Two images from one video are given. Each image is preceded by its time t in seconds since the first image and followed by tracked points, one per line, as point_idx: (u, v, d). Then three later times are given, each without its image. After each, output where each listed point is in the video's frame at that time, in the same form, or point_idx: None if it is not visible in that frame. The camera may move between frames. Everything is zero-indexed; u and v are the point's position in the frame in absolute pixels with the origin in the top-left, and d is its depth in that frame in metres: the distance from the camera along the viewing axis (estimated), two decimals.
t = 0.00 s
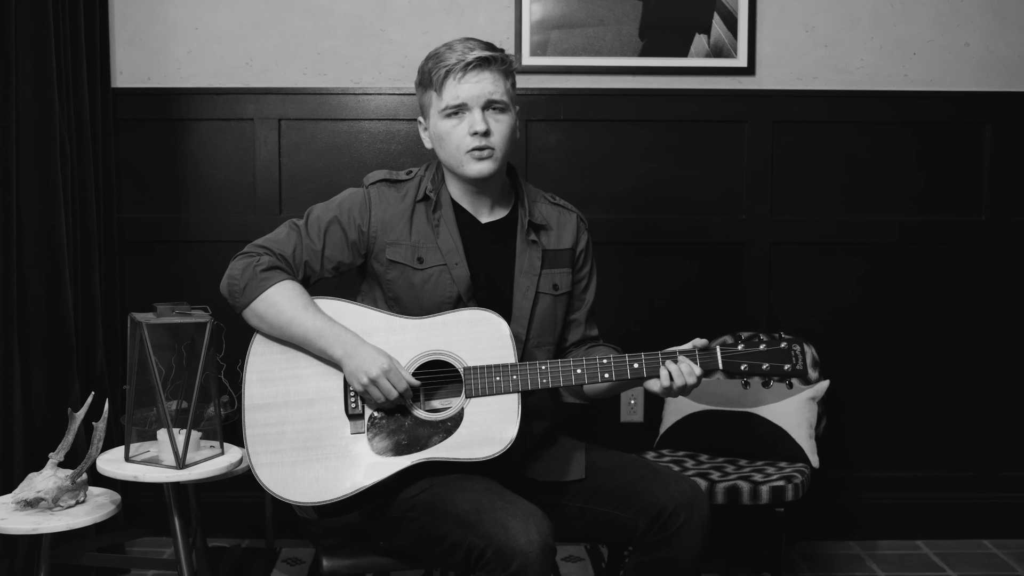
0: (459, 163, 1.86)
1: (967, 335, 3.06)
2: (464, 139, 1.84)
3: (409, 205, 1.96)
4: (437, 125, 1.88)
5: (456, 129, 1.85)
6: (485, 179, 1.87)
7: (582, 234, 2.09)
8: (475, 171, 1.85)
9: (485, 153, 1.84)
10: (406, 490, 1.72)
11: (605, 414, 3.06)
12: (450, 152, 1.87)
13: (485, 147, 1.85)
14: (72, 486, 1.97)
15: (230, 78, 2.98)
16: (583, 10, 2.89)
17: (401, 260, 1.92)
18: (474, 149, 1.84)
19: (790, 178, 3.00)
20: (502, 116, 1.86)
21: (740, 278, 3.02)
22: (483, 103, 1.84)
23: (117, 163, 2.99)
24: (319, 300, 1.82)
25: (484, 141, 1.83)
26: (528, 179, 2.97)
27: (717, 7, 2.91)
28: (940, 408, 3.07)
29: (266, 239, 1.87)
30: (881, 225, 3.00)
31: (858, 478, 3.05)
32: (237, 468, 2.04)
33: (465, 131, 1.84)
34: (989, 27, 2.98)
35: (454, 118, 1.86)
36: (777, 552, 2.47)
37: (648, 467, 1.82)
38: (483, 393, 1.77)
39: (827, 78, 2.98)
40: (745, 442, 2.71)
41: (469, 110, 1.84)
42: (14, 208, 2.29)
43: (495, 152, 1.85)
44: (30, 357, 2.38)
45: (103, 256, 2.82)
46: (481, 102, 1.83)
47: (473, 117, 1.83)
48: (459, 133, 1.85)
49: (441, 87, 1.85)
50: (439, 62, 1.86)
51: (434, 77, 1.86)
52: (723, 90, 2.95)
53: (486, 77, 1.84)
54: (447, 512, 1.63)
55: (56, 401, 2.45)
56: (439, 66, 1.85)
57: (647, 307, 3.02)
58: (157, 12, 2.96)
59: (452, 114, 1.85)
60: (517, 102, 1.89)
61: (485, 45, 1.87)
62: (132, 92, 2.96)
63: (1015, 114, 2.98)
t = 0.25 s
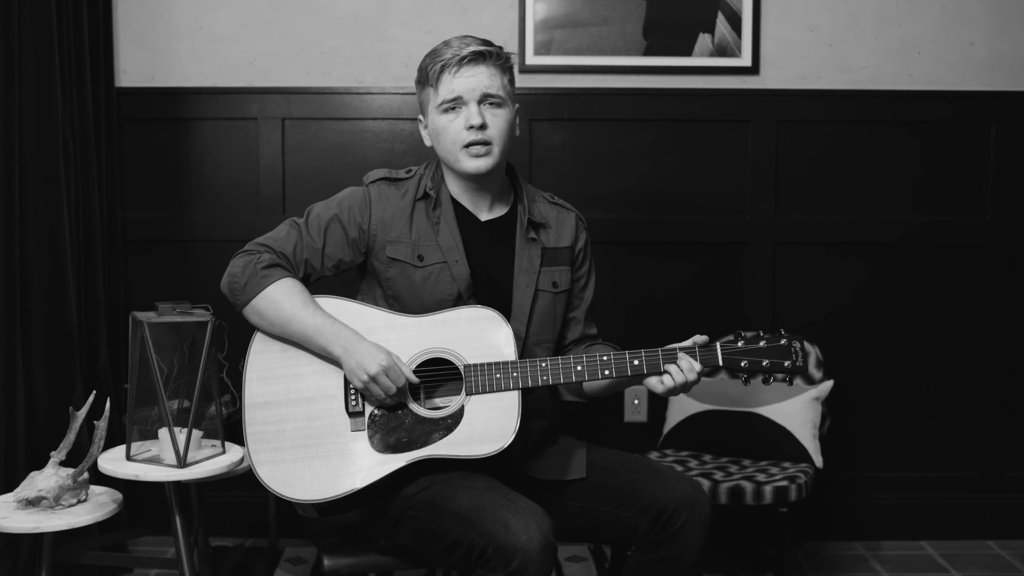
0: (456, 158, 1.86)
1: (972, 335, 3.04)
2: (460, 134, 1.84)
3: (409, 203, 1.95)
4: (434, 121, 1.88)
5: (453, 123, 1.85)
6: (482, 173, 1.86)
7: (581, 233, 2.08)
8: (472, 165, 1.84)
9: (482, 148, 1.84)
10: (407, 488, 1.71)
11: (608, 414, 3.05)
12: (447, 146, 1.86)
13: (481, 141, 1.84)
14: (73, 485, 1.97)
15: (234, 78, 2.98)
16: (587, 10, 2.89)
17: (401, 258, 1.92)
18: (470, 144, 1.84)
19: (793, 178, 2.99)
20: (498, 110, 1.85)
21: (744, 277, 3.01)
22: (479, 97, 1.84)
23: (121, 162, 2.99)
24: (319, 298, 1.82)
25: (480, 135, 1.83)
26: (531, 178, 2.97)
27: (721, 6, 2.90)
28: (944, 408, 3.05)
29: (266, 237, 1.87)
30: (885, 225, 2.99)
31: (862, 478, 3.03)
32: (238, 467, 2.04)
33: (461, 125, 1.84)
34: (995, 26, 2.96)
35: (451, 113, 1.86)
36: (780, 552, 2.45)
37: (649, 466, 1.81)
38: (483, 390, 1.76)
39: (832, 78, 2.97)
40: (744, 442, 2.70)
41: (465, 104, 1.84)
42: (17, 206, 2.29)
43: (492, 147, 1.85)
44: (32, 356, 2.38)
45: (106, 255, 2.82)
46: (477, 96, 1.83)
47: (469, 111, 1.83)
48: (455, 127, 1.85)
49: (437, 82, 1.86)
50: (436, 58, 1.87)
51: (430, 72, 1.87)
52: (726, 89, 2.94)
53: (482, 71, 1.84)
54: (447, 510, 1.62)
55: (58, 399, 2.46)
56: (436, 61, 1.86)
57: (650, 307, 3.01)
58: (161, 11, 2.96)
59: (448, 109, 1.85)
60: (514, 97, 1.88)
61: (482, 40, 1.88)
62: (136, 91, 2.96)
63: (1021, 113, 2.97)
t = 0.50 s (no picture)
0: (452, 154, 1.86)
1: (973, 335, 3.03)
2: (455, 129, 1.84)
3: (406, 199, 1.95)
4: (430, 116, 1.89)
5: (449, 119, 1.85)
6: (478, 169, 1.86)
7: (576, 231, 2.09)
8: (467, 160, 1.84)
9: (477, 143, 1.84)
10: (404, 484, 1.71)
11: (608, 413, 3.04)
12: (443, 142, 1.87)
13: (477, 136, 1.84)
14: (71, 483, 1.97)
15: (234, 77, 2.98)
16: (587, 9, 2.88)
17: (398, 254, 1.91)
18: (465, 139, 1.84)
19: (794, 177, 2.98)
20: (494, 106, 1.85)
21: (744, 277, 3.00)
22: (475, 92, 1.84)
23: (121, 161, 2.99)
24: (317, 295, 1.82)
25: (475, 130, 1.83)
26: (532, 178, 2.96)
27: (722, 5, 2.89)
28: (945, 408, 3.04)
29: (264, 234, 1.87)
30: (886, 224, 2.98)
31: (863, 478, 3.02)
32: (236, 466, 2.03)
33: (457, 120, 1.84)
34: (997, 25, 2.95)
35: (447, 109, 1.86)
36: (780, 552, 2.45)
37: (647, 465, 1.81)
38: (480, 386, 1.75)
39: (833, 77, 2.96)
40: (740, 441, 2.68)
41: (461, 99, 1.84)
42: (16, 204, 2.29)
43: (487, 142, 1.84)
44: (32, 354, 2.38)
45: (106, 254, 2.83)
46: (472, 91, 1.83)
47: (464, 106, 1.83)
48: (451, 122, 1.85)
49: (433, 78, 1.86)
50: (432, 54, 1.87)
51: (426, 68, 1.87)
52: (727, 88, 2.93)
53: (477, 67, 1.84)
54: (445, 506, 1.62)
55: (58, 397, 2.46)
56: (431, 57, 1.87)
57: (650, 306, 3.01)
58: (162, 10, 2.96)
59: (444, 105, 1.85)
60: (510, 92, 1.88)
61: (477, 36, 1.88)
62: (136, 90, 2.96)
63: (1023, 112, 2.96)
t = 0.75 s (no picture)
0: (451, 150, 1.85)
1: (975, 334, 3.02)
2: (455, 126, 1.83)
3: (404, 196, 1.95)
4: (430, 112, 1.88)
5: (449, 115, 1.84)
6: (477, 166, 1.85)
7: (573, 230, 2.08)
8: (466, 157, 1.84)
9: (477, 140, 1.83)
10: (402, 481, 1.70)
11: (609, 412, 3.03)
12: (442, 138, 1.86)
13: (476, 134, 1.84)
14: (68, 481, 1.97)
15: (234, 75, 2.97)
16: (588, 7, 2.87)
17: (397, 250, 1.90)
18: (464, 136, 1.83)
19: (796, 175, 2.97)
20: (494, 104, 1.85)
21: (746, 275, 2.99)
22: (475, 90, 1.83)
23: (121, 160, 2.99)
24: (315, 292, 1.81)
25: (475, 127, 1.82)
26: (532, 176, 2.95)
27: (723, 3, 2.88)
28: (947, 408, 3.03)
29: (263, 231, 1.86)
30: (888, 223, 2.97)
31: (865, 478, 3.01)
32: (233, 464, 2.02)
33: (457, 117, 1.83)
34: (999, 23, 2.94)
35: (447, 105, 1.85)
36: (781, 552, 2.43)
37: (646, 463, 1.80)
38: (479, 381, 1.75)
39: (835, 75, 2.94)
40: (738, 441, 2.66)
41: (461, 96, 1.83)
42: (15, 202, 2.29)
43: (487, 139, 1.84)
44: (31, 353, 2.37)
45: (106, 253, 2.82)
46: (473, 88, 1.82)
47: (465, 103, 1.82)
48: (451, 119, 1.84)
49: (434, 74, 1.85)
50: (433, 49, 1.86)
51: (427, 64, 1.86)
52: (728, 87, 2.92)
53: (478, 64, 1.83)
54: (443, 503, 1.61)
55: (56, 396, 2.45)
56: (433, 53, 1.85)
57: (651, 305, 3.00)
58: (162, 9, 2.95)
59: (444, 101, 1.84)
60: (510, 90, 1.87)
61: (479, 33, 1.87)
62: (136, 89, 2.96)
63: None
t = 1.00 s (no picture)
0: (453, 145, 1.84)
1: (979, 333, 3.00)
2: (458, 120, 1.82)
3: (405, 192, 1.94)
4: (434, 106, 1.86)
5: (453, 109, 1.83)
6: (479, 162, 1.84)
7: (574, 227, 2.07)
8: (469, 152, 1.83)
9: (480, 135, 1.82)
10: (404, 479, 1.69)
11: (611, 411, 3.01)
12: (445, 132, 1.84)
13: (479, 130, 1.82)
14: (68, 479, 1.96)
15: (236, 73, 2.97)
16: (590, 5, 2.86)
17: (398, 246, 1.89)
18: (467, 131, 1.82)
19: (798, 173, 2.96)
20: (499, 100, 1.84)
21: (748, 274, 2.97)
22: (481, 85, 1.82)
23: (122, 158, 2.98)
24: (316, 288, 1.80)
25: (479, 122, 1.81)
26: (534, 174, 2.94)
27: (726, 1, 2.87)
28: (950, 407, 3.01)
29: (264, 227, 1.85)
30: (891, 221, 2.95)
31: (868, 477, 2.99)
32: (234, 462, 2.01)
33: (461, 111, 1.82)
34: (1003, 21, 2.92)
35: (451, 100, 1.83)
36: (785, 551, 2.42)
37: (648, 462, 1.79)
38: (480, 376, 1.74)
39: (838, 73, 2.93)
40: (738, 440, 2.66)
41: (466, 91, 1.82)
42: (16, 200, 2.28)
43: (490, 135, 1.83)
44: (31, 350, 2.37)
45: (107, 251, 2.81)
46: (478, 84, 1.81)
47: (470, 98, 1.81)
48: (455, 113, 1.82)
49: (440, 67, 1.84)
50: (439, 43, 1.85)
51: (433, 58, 1.85)
52: (731, 84, 2.91)
53: (485, 60, 1.82)
54: (445, 500, 1.60)
55: (56, 394, 2.44)
56: (440, 46, 1.85)
57: (653, 303, 2.98)
58: (163, 6, 2.95)
59: (450, 95, 1.83)
60: (516, 88, 1.87)
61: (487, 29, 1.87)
62: (138, 87, 2.95)
63: None
